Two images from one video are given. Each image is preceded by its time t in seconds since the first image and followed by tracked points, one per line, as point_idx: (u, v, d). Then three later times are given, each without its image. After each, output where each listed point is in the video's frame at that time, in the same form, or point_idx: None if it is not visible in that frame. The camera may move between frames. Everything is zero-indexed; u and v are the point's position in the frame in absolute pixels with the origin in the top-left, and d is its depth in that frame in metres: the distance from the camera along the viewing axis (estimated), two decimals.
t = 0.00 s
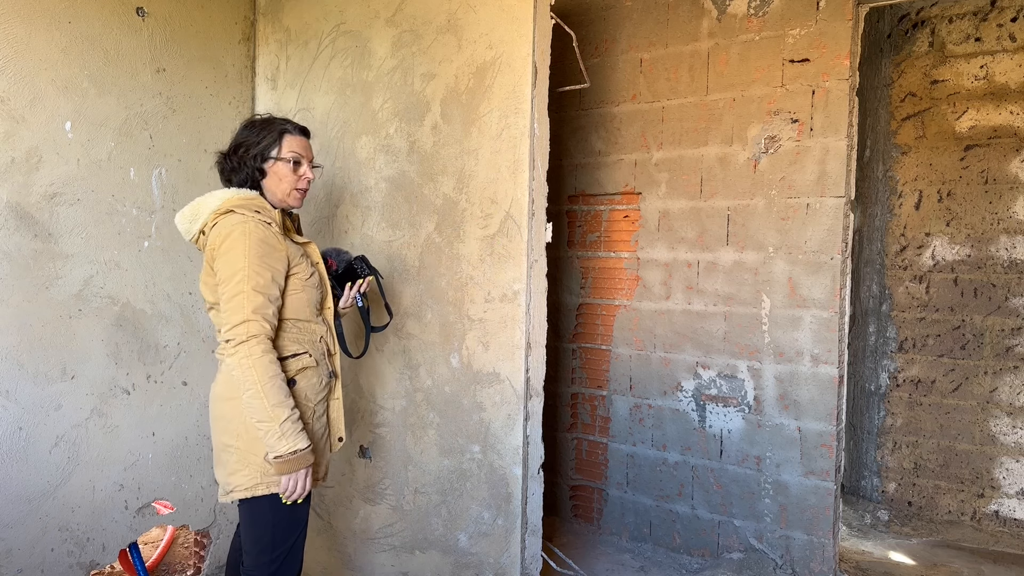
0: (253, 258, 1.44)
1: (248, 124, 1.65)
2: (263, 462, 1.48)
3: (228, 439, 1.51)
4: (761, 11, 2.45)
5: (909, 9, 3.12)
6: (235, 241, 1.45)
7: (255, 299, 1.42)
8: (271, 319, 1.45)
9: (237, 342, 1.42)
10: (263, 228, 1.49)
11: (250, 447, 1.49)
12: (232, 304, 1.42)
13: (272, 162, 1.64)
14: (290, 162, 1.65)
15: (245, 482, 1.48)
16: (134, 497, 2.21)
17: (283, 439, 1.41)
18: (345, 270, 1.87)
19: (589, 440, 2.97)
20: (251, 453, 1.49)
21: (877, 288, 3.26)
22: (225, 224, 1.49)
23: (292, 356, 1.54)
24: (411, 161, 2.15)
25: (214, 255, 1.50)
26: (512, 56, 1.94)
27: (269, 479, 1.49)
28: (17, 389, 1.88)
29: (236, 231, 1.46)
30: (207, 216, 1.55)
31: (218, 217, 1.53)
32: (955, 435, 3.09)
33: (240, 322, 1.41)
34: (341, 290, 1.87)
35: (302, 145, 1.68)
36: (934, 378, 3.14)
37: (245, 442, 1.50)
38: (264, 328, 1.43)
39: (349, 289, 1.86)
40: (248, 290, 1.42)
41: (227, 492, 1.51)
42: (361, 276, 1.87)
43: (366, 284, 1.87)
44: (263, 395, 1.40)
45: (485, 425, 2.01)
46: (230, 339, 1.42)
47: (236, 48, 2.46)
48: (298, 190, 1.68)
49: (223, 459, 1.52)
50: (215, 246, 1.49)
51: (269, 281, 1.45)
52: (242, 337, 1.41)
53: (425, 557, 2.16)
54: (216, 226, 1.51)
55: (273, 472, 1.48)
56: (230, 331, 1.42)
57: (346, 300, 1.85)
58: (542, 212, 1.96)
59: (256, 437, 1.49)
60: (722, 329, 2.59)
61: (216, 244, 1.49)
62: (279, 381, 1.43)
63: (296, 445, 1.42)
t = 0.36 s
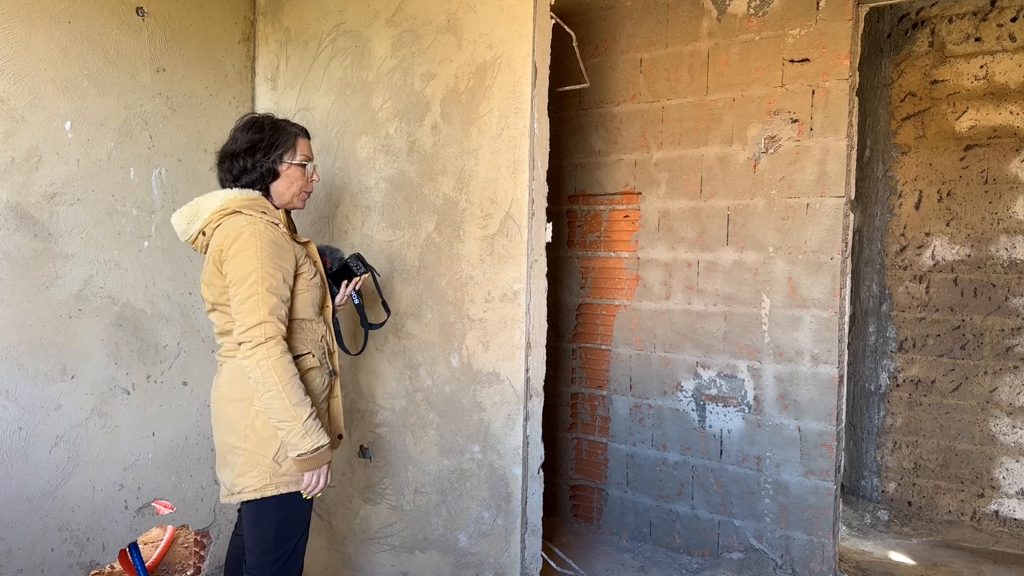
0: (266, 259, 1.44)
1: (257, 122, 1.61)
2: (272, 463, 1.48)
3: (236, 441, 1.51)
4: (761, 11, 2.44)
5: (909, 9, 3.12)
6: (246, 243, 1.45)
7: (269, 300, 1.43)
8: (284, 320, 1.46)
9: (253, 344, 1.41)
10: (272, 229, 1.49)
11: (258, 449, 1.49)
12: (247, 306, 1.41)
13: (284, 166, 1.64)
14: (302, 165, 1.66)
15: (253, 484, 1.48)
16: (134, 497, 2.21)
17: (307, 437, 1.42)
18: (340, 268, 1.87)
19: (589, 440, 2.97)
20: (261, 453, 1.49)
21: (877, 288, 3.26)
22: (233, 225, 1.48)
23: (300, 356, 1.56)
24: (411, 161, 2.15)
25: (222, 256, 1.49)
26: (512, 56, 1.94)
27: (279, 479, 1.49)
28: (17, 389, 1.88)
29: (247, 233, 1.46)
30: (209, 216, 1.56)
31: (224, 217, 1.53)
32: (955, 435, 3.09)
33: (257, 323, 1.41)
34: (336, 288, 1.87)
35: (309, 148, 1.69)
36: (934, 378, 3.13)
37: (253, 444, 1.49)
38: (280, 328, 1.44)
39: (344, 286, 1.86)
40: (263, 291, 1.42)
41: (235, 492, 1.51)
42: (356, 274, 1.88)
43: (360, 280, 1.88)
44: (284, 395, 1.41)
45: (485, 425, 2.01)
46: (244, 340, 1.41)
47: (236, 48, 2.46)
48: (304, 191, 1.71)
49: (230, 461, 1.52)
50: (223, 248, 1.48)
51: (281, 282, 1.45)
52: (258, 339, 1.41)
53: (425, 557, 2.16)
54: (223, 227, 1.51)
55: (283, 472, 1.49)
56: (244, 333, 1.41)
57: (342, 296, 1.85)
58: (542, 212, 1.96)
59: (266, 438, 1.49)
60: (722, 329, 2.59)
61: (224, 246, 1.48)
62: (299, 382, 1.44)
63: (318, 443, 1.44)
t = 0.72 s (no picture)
0: (260, 260, 1.44)
1: (278, 128, 1.61)
2: (262, 464, 1.48)
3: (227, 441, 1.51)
4: (761, 11, 2.44)
5: (909, 9, 3.12)
6: (242, 243, 1.45)
7: (260, 301, 1.42)
8: (275, 320, 1.45)
9: (243, 346, 1.41)
10: (270, 229, 1.49)
11: (249, 450, 1.48)
12: (238, 305, 1.42)
13: (294, 174, 1.64)
14: (312, 178, 1.66)
15: (245, 484, 1.48)
16: (134, 497, 2.21)
17: (315, 422, 1.41)
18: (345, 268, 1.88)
19: (589, 440, 2.97)
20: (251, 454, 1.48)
21: (877, 288, 3.26)
22: (230, 224, 1.48)
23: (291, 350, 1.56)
24: (411, 162, 2.15)
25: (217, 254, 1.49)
26: (512, 56, 1.94)
27: (270, 480, 1.49)
28: (17, 389, 1.88)
29: (243, 232, 1.46)
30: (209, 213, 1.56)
31: (223, 215, 1.53)
32: (955, 435, 3.09)
33: (245, 323, 1.41)
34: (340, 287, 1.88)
35: (326, 164, 1.69)
36: (934, 378, 3.14)
37: (244, 444, 1.49)
38: (267, 330, 1.43)
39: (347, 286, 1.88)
40: (254, 292, 1.42)
41: (226, 493, 1.50)
42: (361, 274, 1.88)
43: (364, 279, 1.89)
44: (285, 387, 1.41)
45: (485, 425, 2.01)
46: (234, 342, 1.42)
47: (236, 48, 2.46)
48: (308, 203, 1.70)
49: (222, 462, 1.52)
50: (219, 246, 1.48)
51: (274, 283, 1.45)
52: (244, 340, 1.41)
53: (425, 557, 2.16)
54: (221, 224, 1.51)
55: (273, 473, 1.49)
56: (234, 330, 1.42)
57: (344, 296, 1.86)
58: (542, 213, 1.96)
59: (256, 439, 1.48)
60: (722, 329, 2.59)
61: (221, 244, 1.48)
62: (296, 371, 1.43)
63: (328, 425, 1.41)
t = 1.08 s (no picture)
0: (290, 263, 1.45)
1: (318, 141, 1.65)
2: (226, 467, 1.47)
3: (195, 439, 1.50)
4: (761, 11, 2.45)
5: (909, 9, 3.12)
6: (276, 242, 1.46)
7: (288, 303, 1.43)
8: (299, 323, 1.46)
9: (275, 348, 1.41)
10: (301, 234, 1.50)
11: (213, 451, 1.48)
12: (264, 310, 1.41)
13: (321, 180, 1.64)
14: (337, 189, 1.65)
15: (207, 484, 1.47)
16: (134, 497, 2.21)
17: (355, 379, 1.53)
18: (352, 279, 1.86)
19: (589, 440, 2.97)
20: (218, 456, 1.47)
21: (877, 288, 3.26)
22: (265, 220, 1.49)
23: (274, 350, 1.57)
24: (411, 162, 2.15)
25: (243, 246, 1.49)
26: (512, 56, 1.94)
27: (230, 485, 1.47)
28: (17, 389, 1.88)
29: (278, 231, 1.47)
30: (242, 204, 1.57)
31: (258, 209, 1.54)
32: (955, 435, 3.09)
33: (276, 326, 1.41)
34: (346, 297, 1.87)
35: (358, 181, 1.68)
36: (934, 378, 3.14)
37: (209, 444, 1.48)
38: (296, 332, 1.44)
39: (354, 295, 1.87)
40: (285, 293, 1.43)
41: (190, 491, 1.49)
42: (367, 285, 1.86)
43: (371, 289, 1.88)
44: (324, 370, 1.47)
45: (485, 425, 2.01)
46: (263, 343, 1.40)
47: (236, 48, 2.46)
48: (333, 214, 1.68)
49: (186, 458, 1.51)
50: (247, 239, 1.48)
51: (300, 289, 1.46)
52: (278, 342, 1.41)
53: (425, 557, 2.16)
54: (253, 218, 1.51)
55: (234, 478, 1.47)
56: (257, 337, 1.41)
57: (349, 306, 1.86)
58: (542, 213, 1.96)
59: (221, 442, 1.48)
60: (722, 329, 2.59)
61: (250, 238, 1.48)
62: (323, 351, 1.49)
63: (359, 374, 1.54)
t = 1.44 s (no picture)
0: (308, 265, 1.50)
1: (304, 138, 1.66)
2: (246, 463, 1.49)
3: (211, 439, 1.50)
4: (761, 11, 2.44)
5: (909, 9, 3.12)
6: (292, 245, 1.49)
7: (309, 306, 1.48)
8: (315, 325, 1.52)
9: (296, 349, 1.46)
10: (311, 235, 1.54)
11: (232, 448, 1.48)
12: (284, 314, 1.46)
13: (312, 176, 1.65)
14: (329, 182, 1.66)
15: (227, 482, 1.47)
16: (134, 497, 2.21)
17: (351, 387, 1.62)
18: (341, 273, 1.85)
19: (589, 440, 2.97)
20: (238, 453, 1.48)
21: (877, 288, 3.26)
22: (276, 223, 1.51)
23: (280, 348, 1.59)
24: (411, 162, 2.15)
25: (256, 250, 1.50)
26: (512, 56, 1.94)
27: (250, 481, 1.49)
28: (17, 389, 1.88)
29: (292, 234, 1.50)
30: (247, 204, 1.57)
31: (265, 211, 1.55)
32: (955, 435, 3.09)
33: (298, 327, 1.46)
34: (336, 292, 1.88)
35: (348, 171, 1.69)
36: (934, 378, 3.13)
37: (227, 443, 1.49)
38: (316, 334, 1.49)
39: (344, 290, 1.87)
40: (305, 295, 1.48)
41: (203, 490, 1.48)
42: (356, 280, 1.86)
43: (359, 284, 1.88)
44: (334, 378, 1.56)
45: (485, 425, 2.01)
46: (285, 346, 1.45)
47: (236, 48, 2.46)
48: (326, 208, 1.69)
49: (199, 458, 1.50)
50: (261, 243, 1.50)
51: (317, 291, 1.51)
52: (301, 343, 1.46)
53: (425, 556, 2.16)
54: (263, 221, 1.53)
55: (256, 473, 1.49)
56: (279, 338, 1.45)
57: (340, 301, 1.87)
58: (542, 213, 1.96)
59: (243, 438, 1.49)
60: (722, 329, 2.59)
61: (264, 242, 1.50)
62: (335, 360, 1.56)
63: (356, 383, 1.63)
